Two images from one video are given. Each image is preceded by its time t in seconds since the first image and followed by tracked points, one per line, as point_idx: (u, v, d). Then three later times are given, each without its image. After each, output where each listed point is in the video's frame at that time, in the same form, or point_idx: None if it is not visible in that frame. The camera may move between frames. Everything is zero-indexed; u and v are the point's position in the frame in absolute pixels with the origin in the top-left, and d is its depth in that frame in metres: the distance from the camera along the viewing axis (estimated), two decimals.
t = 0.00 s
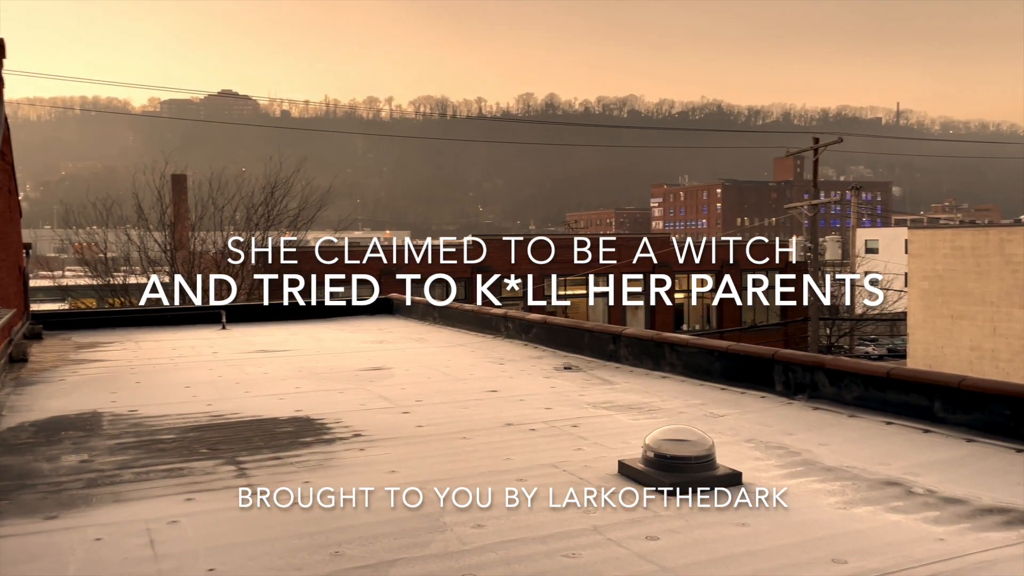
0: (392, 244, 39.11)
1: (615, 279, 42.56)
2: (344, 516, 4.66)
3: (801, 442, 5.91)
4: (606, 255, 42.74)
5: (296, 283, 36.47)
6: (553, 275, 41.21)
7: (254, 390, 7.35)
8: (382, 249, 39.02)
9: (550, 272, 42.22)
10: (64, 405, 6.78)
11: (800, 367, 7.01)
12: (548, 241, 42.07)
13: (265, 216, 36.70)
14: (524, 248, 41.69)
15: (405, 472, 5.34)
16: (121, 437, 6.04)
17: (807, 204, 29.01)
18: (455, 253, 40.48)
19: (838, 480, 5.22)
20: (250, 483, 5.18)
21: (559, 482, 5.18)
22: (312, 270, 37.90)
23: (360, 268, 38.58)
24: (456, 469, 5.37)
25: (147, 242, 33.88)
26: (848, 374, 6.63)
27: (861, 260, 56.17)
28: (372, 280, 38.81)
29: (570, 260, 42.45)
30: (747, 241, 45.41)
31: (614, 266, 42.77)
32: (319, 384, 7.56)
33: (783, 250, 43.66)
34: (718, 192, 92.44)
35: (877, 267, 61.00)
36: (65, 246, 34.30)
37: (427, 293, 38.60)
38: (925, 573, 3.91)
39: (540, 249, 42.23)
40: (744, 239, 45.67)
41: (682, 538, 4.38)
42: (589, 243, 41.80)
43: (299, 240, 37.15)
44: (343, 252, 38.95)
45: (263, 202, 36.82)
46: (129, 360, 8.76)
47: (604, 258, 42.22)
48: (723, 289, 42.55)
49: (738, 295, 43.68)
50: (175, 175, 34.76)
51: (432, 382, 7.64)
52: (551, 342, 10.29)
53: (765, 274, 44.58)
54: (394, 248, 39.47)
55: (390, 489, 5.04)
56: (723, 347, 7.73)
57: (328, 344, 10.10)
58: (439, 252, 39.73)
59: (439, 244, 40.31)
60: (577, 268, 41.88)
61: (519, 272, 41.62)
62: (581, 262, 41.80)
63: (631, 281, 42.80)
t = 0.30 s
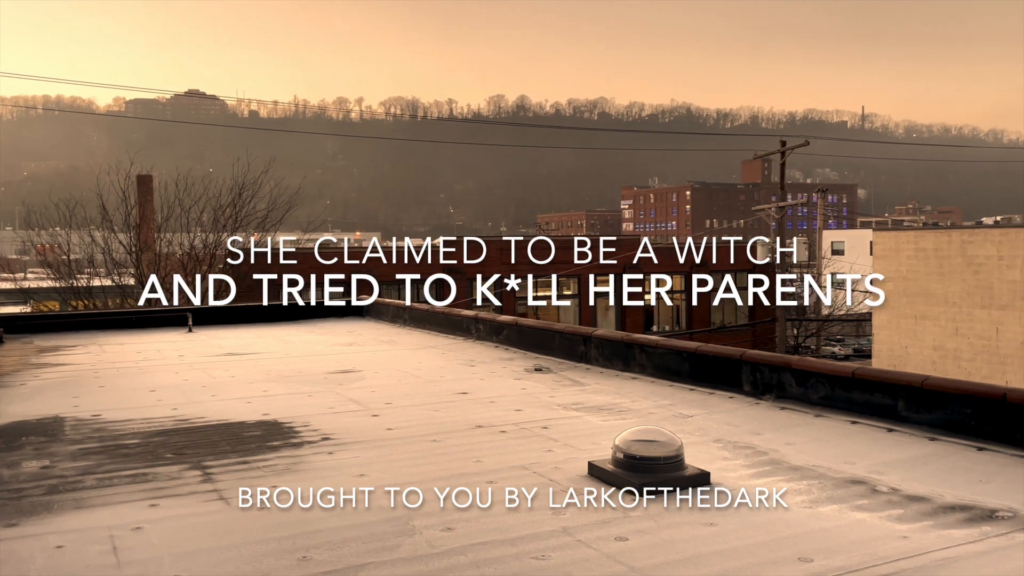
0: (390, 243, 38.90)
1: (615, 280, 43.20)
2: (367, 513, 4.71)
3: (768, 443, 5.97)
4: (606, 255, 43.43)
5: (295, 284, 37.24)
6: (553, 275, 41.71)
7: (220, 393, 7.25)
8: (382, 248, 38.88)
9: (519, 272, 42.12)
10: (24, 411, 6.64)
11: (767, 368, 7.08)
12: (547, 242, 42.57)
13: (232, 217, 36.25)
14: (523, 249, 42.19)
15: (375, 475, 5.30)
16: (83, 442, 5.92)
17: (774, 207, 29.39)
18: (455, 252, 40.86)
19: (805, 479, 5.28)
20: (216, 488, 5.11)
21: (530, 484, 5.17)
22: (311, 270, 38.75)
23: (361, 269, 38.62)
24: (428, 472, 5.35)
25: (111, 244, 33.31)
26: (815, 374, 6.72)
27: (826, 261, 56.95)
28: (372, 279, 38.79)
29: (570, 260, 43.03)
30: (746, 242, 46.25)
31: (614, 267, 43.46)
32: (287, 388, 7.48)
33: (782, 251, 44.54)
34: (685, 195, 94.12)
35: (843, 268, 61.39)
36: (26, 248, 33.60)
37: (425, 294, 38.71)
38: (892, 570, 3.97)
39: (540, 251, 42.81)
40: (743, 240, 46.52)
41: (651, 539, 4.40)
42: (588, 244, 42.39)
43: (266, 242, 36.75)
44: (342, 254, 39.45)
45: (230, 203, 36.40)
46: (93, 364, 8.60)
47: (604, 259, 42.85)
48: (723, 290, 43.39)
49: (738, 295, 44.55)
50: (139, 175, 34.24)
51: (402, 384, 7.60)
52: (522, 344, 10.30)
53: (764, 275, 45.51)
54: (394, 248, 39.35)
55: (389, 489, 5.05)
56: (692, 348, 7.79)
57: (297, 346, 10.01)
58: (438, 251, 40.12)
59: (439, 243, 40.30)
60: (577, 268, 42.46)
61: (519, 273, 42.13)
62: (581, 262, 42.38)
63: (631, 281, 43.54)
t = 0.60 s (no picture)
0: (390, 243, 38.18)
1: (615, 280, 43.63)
2: (352, 515, 4.72)
3: (735, 444, 6.03)
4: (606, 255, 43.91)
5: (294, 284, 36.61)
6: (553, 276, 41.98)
7: (186, 398, 7.15)
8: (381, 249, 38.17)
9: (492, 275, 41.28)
10: None
11: (735, 370, 7.15)
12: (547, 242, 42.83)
13: (199, 219, 35.59)
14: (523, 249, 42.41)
15: (343, 480, 5.26)
16: (44, 448, 5.80)
17: (743, 210, 29.73)
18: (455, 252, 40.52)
19: (771, 479, 5.34)
20: (180, 495, 5.03)
21: (498, 487, 5.17)
22: (310, 270, 38.15)
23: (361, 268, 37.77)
24: (398, 475, 5.33)
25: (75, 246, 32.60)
26: (781, 376, 6.80)
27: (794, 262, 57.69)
28: (372, 280, 38.19)
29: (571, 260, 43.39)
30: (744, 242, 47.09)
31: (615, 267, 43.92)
32: (254, 392, 7.39)
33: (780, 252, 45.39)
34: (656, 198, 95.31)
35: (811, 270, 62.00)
36: None
37: (426, 295, 38.11)
38: (857, 569, 4.02)
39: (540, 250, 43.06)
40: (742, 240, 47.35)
41: (620, 541, 4.41)
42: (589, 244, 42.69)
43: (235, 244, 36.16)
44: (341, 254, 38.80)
45: (197, 204, 35.75)
46: (55, 369, 8.42)
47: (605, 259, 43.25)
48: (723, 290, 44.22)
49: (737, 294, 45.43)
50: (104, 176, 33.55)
51: (371, 388, 7.55)
52: (493, 347, 10.29)
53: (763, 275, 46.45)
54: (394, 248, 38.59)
55: (391, 489, 5.09)
56: (661, 350, 7.84)
57: (265, 350, 9.90)
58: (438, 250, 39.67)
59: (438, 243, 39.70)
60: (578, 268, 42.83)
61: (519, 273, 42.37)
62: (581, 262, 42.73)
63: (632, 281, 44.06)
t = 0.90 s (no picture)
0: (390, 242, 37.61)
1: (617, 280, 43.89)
2: (345, 516, 4.74)
3: (703, 445, 6.07)
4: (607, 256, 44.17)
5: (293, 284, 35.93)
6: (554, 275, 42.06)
7: (149, 403, 7.04)
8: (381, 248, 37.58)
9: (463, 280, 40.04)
10: None
11: (702, 372, 7.21)
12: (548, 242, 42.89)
13: (164, 222, 35.11)
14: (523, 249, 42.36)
15: (309, 486, 5.20)
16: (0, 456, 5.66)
17: (711, 213, 30.00)
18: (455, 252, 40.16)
19: (738, 480, 5.39)
20: (142, 502, 4.94)
21: (466, 491, 5.15)
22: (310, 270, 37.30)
23: (360, 268, 36.98)
24: (365, 480, 5.28)
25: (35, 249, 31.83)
26: (747, 378, 6.87)
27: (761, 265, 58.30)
28: (372, 280, 37.47)
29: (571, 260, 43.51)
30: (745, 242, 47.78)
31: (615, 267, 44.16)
32: (220, 397, 7.28)
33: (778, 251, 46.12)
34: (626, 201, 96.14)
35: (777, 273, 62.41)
36: None
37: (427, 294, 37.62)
38: (821, 569, 4.06)
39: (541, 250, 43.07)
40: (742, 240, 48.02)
41: (588, 544, 4.41)
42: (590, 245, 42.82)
43: (200, 247, 35.68)
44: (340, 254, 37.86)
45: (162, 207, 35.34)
46: (13, 375, 8.22)
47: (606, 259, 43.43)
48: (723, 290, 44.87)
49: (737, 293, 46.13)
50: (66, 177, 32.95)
51: (339, 392, 7.49)
52: (463, 351, 10.27)
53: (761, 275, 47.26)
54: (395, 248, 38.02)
55: (391, 489, 5.14)
56: (630, 353, 7.87)
57: (231, 355, 9.77)
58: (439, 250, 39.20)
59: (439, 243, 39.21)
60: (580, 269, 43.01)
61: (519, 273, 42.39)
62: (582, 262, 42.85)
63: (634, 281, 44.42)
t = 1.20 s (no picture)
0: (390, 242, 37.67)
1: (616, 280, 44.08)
2: (347, 515, 4.79)
3: (671, 447, 6.10)
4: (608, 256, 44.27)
5: (292, 284, 35.66)
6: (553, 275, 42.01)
7: (112, 409, 6.90)
8: (381, 248, 37.57)
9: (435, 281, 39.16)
10: None
11: (670, 373, 7.27)
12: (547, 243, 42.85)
13: (128, 224, 34.52)
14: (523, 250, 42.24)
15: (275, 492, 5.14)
16: None
17: (680, 216, 30.20)
18: (454, 253, 40.29)
19: (704, 481, 5.43)
20: (103, 509, 4.85)
21: (434, 495, 5.12)
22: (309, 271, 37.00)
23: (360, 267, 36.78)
24: (331, 486, 5.23)
25: None
26: (714, 379, 6.94)
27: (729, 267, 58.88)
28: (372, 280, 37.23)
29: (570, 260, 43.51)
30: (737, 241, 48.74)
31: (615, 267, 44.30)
32: (184, 402, 7.17)
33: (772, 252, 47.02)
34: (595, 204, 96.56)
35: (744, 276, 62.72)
36: None
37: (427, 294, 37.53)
38: (786, 570, 4.09)
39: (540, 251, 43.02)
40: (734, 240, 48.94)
41: (555, 547, 4.41)
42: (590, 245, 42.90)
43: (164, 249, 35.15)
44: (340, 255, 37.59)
45: (126, 209, 34.74)
46: None
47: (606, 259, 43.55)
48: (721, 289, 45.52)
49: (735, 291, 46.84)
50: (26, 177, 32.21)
51: (306, 396, 7.42)
52: (432, 354, 10.22)
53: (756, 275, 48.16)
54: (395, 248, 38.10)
55: (391, 489, 5.18)
56: (599, 355, 7.90)
57: (196, 359, 9.62)
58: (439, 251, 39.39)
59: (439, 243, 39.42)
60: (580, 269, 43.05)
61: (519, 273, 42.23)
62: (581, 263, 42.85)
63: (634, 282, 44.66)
